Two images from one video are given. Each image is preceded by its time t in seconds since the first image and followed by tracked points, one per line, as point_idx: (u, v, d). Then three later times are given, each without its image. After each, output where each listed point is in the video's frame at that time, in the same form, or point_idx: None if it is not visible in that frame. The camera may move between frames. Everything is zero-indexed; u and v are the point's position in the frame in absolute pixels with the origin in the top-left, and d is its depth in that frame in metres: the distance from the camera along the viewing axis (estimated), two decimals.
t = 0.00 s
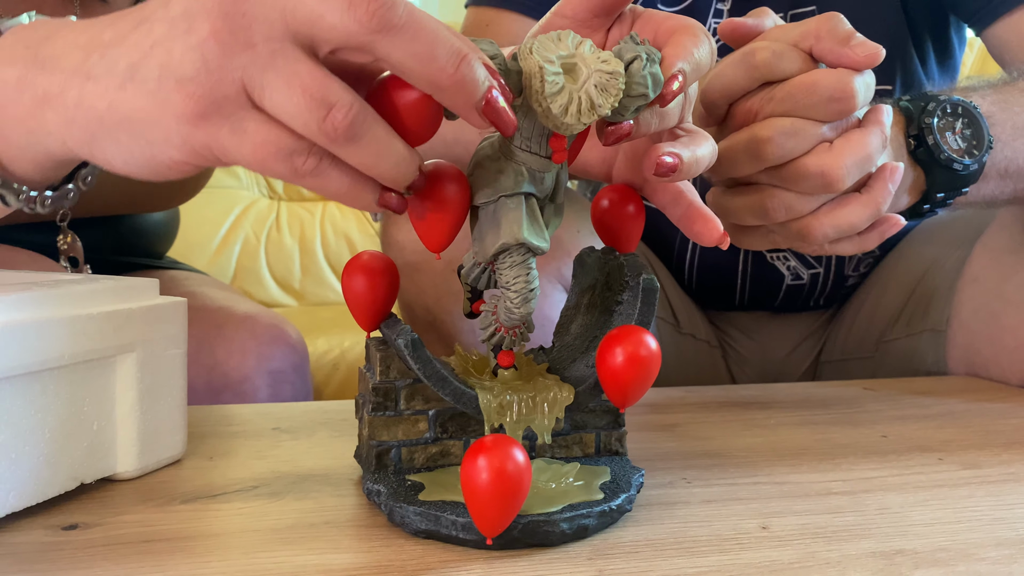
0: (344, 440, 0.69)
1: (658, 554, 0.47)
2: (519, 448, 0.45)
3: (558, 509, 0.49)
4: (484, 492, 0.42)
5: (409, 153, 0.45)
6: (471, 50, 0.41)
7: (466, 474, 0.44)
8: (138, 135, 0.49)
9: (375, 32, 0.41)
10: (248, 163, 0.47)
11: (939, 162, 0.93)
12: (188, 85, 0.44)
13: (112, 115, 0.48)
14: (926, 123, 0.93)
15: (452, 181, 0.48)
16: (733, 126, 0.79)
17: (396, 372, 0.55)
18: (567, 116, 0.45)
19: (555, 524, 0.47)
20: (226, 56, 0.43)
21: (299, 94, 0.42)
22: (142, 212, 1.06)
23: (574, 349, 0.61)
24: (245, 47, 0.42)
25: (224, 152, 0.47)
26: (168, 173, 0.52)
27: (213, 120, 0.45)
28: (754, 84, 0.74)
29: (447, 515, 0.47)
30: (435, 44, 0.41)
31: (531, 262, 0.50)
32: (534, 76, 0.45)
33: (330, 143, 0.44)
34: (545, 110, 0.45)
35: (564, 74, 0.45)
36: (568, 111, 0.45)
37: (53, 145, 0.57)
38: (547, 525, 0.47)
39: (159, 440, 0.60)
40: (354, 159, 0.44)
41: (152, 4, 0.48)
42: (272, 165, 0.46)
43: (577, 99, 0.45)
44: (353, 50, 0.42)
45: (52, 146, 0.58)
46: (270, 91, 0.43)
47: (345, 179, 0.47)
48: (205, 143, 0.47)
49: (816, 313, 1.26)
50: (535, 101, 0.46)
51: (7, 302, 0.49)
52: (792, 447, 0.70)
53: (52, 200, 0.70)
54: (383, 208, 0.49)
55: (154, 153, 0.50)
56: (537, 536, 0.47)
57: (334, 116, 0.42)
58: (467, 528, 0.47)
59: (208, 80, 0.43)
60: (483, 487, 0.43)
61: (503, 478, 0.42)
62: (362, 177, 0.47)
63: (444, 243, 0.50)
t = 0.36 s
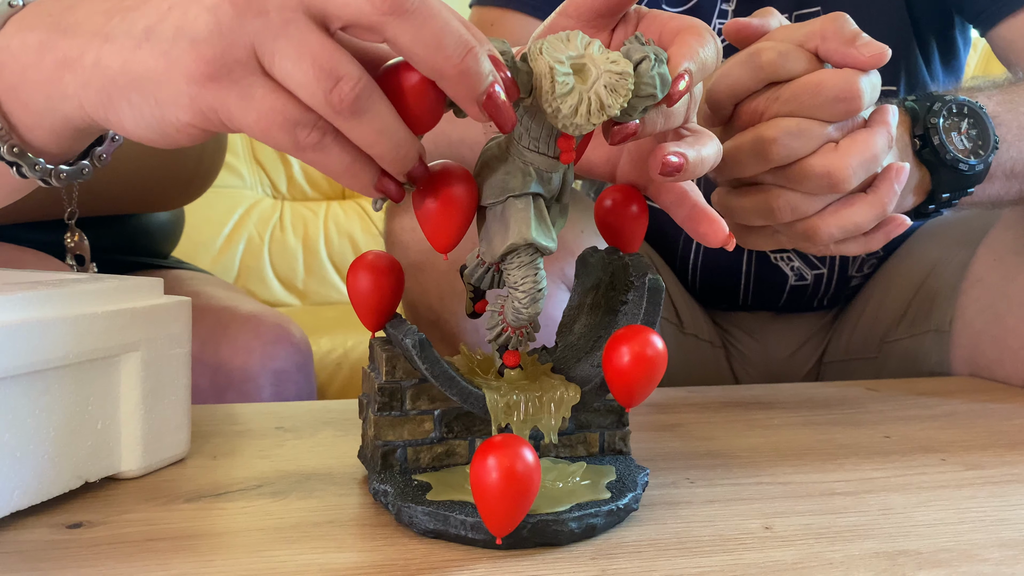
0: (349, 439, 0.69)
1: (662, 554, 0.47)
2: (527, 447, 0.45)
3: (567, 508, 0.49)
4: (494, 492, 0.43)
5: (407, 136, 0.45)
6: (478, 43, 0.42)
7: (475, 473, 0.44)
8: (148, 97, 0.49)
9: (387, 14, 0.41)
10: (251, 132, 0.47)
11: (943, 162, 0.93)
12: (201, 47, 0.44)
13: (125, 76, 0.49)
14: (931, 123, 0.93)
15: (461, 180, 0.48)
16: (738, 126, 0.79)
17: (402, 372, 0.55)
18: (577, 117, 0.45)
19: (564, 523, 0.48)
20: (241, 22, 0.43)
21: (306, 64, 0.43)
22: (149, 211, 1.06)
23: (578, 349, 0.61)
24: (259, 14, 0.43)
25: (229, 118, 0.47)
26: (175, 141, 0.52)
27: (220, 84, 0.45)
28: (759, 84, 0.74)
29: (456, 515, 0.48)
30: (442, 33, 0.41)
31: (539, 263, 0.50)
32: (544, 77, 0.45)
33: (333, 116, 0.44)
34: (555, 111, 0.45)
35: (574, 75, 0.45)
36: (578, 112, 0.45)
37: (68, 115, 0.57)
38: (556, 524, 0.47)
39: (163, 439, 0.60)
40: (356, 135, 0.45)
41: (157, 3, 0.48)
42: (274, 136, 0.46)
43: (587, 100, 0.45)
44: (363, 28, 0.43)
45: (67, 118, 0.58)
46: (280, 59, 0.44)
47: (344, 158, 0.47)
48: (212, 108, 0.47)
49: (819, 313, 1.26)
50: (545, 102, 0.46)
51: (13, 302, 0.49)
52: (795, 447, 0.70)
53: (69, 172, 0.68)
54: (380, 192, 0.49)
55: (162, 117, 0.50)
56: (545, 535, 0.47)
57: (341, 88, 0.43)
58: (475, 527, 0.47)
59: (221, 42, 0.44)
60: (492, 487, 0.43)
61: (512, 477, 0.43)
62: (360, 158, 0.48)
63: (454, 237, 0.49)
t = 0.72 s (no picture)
0: (355, 437, 0.69)
1: (667, 552, 0.47)
2: (533, 446, 0.45)
3: (572, 507, 0.49)
4: (500, 490, 0.43)
5: (416, 125, 0.44)
6: (483, 34, 0.41)
7: (482, 472, 0.44)
8: (151, 104, 0.48)
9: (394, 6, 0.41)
10: (254, 133, 0.45)
11: (949, 162, 0.93)
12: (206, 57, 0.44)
13: (130, 81, 0.48)
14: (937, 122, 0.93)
15: (466, 180, 0.49)
16: (744, 125, 0.79)
17: (408, 370, 0.55)
18: (581, 116, 0.45)
19: (569, 522, 0.48)
20: (242, 21, 0.42)
21: (311, 53, 0.42)
22: (156, 211, 1.06)
23: (583, 348, 0.61)
24: (261, 13, 0.42)
25: (233, 120, 0.46)
26: (180, 147, 0.51)
27: (223, 83, 0.44)
28: (765, 84, 0.74)
29: (461, 513, 0.48)
30: (451, 21, 0.41)
31: (544, 262, 0.50)
32: (549, 77, 0.45)
33: (340, 107, 0.43)
34: (559, 110, 0.45)
35: (579, 74, 0.45)
36: (583, 111, 0.45)
37: (76, 124, 0.57)
38: (561, 523, 0.48)
39: (169, 437, 0.60)
40: (363, 127, 0.43)
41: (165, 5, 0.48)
42: (276, 133, 0.44)
43: (591, 99, 0.45)
44: (369, 22, 0.42)
45: (75, 126, 0.58)
46: (282, 53, 0.42)
47: (352, 156, 0.45)
48: (215, 110, 0.45)
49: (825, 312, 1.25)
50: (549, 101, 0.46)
51: (21, 300, 0.50)
52: (800, 446, 0.70)
53: (76, 180, 0.70)
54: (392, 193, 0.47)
55: (166, 122, 0.49)
56: (551, 533, 0.48)
57: (346, 79, 0.42)
58: (481, 525, 0.47)
59: (226, 45, 0.43)
60: (498, 485, 0.43)
61: (518, 476, 0.43)
62: (368, 156, 0.45)
63: (459, 239, 0.50)
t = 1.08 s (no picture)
0: (361, 431, 0.70)
1: (671, 547, 0.47)
2: (538, 440, 0.45)
3: (577, 501, 0.49)
4: (504, 484, 0.43)
5: None
6: None
7: (486, 466, 0.44)
8: (164, 49, 0.46)
9: None
10: None
11: (959, 157, 0.92)
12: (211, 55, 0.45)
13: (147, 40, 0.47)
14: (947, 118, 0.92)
15: (472, 173, 0.49)
16: (750, 120, 0.78)
17: (414, 364, 0.56)
18: (587, 110, 0.45)
19: (573, 516, 0.48)
20: None
21: None
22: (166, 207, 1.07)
23: (589, 343, 0.61)
24: None
25: None
26: (191, 99, 0.47)
27: None
28: (773, 79, 0.74)
29: (466, 507, 0.48)
30: None
31: (549, 256, 0.50)
32: (555, 70, 0.45)
33: None
34: (566, 103, 0.45)
35: (585, 68, 0.45)
36: (589, 105, 0.45)
37: (92, 122, 0.55)
38: (566, 517, 0.48)
39: (176, 429, 0.61)
40: None
41: None
42: None
43: (598, 93, 0.45)
44: None
45: (93, 126, 0.56)
46: None
47: None
48: None
49: (833, 308, 1.25)
50: (555, 94, 0.46)
51: (29, 292, 0.50)
52: (808, 442, 0.69)
53: (85, 198, 0.66)
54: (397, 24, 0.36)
55: (177, 62, 0.45)
56: (556, 528, 0.48)
57: None
58: (486, 519, 0.47)
59: None
60: (502, 479, 0.43)
61: (523, 470, 0.43)
62: None
63: (463, 233, 0.50)
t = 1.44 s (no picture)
0: (367, 425, 0.70)
1: (674, 542, 0.47)
2: (542, 435, 0.45)
3: (581, 495, 0.49)
4: (508, 478, 0.43)
5: None
6: None
7: (490, 460, 0.44)
8: (176, 30, 0.46)
9: None
10: None
11: (969, 153, 0.92)
12: (216, 47, 0.45)
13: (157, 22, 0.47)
14: (956, 113, 0.92)
15: (478, 168, 0.49)
16: (757, 115, 0.78)
17: (419, 358, 0.56)
18: (594, 105, 0.45)
19: (577, 511, 0.48)
20: None
21: None
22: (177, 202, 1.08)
23: (594, 338, 0.61)
24: None
25: None
26: (198, 81, 0.47)
27: None
28: (780, 73, 0.73)
29: (469, 500, 0.48)
30: None
31: (555, 251, 0.50)
32: (562, 64, 0.45)
33: None
34: (572, 98, 0.45)
35: (592, 63, 0.45)
36: (596, 100, 0.45)
37: (95, 103, 0.55)
38: (569, 511, 0.48)
39: (183, 422, 0.61)
40: None
41: None
42: None
43: (604, 87, 0.44)
44: None
45: (95, 109, 0.55)
46: None
47: None
48: None
49: (842, 305, 1.24)
50: (562, 89, 0.46)
51: (36, 284, 0.51)
52: (815, 439, 0.69)
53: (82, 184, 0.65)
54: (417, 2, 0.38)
55: (187, 42, 0.45)
56: (559, 522, 0.48)
57: None
58: (489, 513, 0.47)
59: None
60: (506, 473, 0.43)
61: (526, 464, 0.43)
62: None
63: (469, 229, 0.50)
